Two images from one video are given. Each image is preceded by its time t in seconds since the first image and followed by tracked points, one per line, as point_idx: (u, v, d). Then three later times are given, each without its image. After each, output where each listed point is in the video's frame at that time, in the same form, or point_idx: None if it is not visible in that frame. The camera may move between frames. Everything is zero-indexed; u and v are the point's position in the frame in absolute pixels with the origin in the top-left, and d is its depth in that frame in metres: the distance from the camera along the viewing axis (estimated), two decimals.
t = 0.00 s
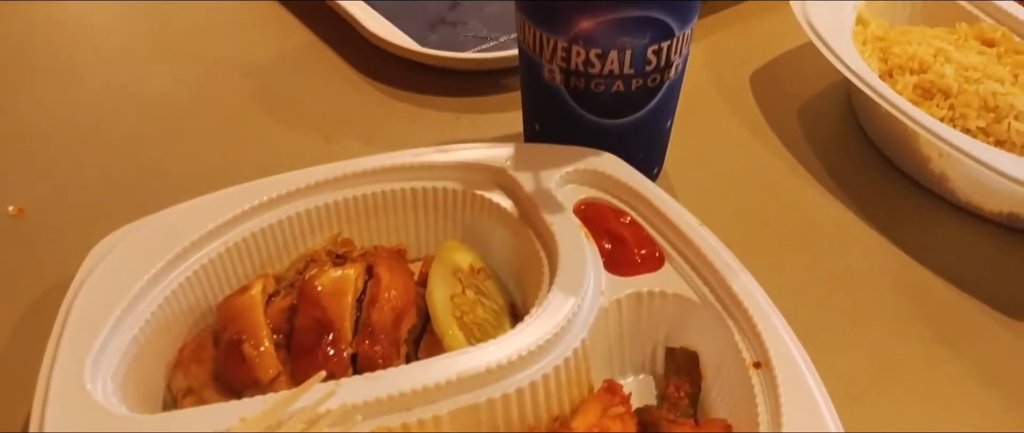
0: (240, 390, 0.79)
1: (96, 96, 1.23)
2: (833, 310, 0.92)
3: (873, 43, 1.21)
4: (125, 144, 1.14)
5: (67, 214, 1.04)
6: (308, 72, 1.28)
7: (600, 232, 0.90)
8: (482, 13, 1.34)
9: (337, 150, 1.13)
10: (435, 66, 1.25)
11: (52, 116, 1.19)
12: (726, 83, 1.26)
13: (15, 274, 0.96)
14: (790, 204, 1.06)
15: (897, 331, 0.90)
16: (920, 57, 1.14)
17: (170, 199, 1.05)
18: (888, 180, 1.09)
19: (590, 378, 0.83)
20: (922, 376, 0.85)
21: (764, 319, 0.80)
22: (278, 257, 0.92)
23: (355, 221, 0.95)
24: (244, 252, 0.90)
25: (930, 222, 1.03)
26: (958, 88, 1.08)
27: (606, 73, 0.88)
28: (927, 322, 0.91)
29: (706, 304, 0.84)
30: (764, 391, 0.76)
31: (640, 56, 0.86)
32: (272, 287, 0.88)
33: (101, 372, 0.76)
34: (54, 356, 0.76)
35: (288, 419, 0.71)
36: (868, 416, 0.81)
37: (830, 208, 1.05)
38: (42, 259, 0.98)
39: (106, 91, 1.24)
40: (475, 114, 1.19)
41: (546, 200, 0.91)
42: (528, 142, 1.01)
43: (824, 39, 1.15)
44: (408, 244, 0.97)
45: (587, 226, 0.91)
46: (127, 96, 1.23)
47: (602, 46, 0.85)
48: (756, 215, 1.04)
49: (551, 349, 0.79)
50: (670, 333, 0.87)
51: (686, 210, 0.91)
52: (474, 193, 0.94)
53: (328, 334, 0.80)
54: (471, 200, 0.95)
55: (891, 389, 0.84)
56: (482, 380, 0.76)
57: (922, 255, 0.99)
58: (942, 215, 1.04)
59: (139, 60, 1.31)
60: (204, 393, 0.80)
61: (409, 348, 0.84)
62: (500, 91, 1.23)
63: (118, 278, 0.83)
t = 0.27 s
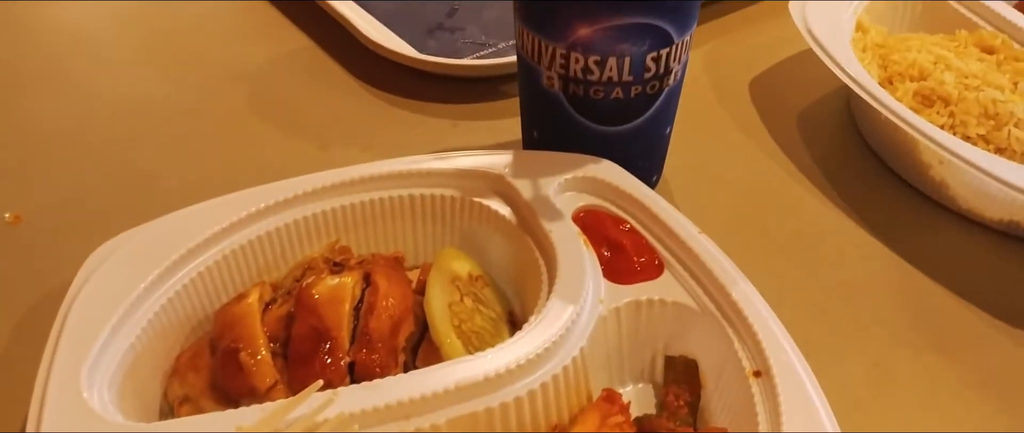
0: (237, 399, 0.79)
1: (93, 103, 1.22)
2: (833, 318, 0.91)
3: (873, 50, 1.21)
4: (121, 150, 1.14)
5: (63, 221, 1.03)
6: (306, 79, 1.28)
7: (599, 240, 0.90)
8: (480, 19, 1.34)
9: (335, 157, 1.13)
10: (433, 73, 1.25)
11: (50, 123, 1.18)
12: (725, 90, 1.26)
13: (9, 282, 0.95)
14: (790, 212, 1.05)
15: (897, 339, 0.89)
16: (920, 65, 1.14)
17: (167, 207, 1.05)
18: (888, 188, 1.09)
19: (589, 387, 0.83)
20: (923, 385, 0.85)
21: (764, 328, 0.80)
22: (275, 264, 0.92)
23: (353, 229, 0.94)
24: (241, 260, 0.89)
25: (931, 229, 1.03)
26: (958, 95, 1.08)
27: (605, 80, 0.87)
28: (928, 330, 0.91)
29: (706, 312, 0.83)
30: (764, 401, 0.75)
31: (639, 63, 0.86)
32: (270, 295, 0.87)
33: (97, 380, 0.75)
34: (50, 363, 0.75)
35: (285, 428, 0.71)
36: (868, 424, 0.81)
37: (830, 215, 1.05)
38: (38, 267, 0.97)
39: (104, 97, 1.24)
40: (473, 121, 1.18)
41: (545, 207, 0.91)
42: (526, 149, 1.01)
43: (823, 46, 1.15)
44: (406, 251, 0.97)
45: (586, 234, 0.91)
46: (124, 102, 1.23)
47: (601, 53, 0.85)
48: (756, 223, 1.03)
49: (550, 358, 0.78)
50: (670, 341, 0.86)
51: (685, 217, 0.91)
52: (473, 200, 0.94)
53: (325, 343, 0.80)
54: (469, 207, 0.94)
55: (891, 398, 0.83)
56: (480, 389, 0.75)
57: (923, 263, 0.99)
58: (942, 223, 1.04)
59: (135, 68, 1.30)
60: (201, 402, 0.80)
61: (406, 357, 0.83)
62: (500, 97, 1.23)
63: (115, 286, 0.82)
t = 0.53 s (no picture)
0: (233, 404, 0.79)
1: (90, 106, 1.22)
2: (832, 323, 0.91)
3: (872, 54, 1.21)
4: (118, 153, 1.14)
5: (59, 225, 1.03)
6: (305, 83, 1.28)
7: (597, 244, 0.90)
8: (478, 22, 1.34)
9: (332, 161, 1.12)
10: (429, 76, 1.25)
11: (48, 127, 1.18)
12: (724, 93, 1.26)
13: (5, 286, 0.95)
14: (788, 216, 1.05)
15: (895, 344, 0.89)
16: (919, 68, 1.14)
17: (164, 210, 1.04)
18: (887, 192, 1.09)
19: (586, 391, 0.82)
20: (920, 389, 0.85)
21: (762, 333, 0.79)
22: (271, 268, 0.92)
23: (350, 233, 0.94)
24: (237, 264, 0.89)
25: (929, 233, 1.03)
26: (957, 99, 1.08)
27: (603, 83, 0.87)
28: (926, 334, 0.90)
29: (704, 317, 0.83)
30: (762, 406, 0.75)
31: (636, 66, 0.86)
32: (266, 299, 0.87)
33: (93, 385, 0.75)
34: (46, 367, 0.75)
35: None
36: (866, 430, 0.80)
37: (829, 219, 1.05)
38: (34, 270, 0.97)
39: (102, 101, 1.24)
40: (471, 125, 1.18)
41: (542, 211, 0.90)
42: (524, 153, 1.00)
43: (822, 50, 1.15)
44: (403, 255, 0.96)
45: (584, 238, 0.91)
46: (122, 106, 1.23)
47: (598, 57, 0.84)
48: (755, 227, 1.03)
49: (547, 362, 0.78)
50: (667, 345, 0.86)
51: (683, 221, 0.91)
52: (469, 204, 0.93)
53: (321, 347, 0.80)
54: (466, 211, 0.94)
55: (889, 402, 0.83)
56: (477, 393, 0.75)
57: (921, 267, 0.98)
58: (941, 228, 1.04)
59: (133, 71, 1.30)
60: (198, 406, 0.80)
61: (403, 361, 0.83)
62: (498, 101, 1.22)
63: (111, 289, 0.82)
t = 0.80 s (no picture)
0: (238, 406, 0.79)
1: (93, 110, 1.23)
2: (833, 326, 0.91)
3: (873, 58, 1.22)
4: (122, 158, 1.14)
5: (63, 228, 1.03)
6: (307, 86, 1.28)
7: (599, 247, 0.90)
8: (480, 26, 1.35)
9: (335, 165, 1.13)
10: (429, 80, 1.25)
11: (51, 130, 1.19)
12: (725, 97, 1.27)
13: (9, 289, 0.95)
14: (790, 219, 1.05)
15: (897, 347, 0.89)
16: (919, 73, 1.14)
17: (167, 214, 1.05)
18: (888, 196, 1.09)
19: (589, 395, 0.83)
20: (921, 392, 0.85)
21: (765, 336, 0.80)
22: (275, 272, 0.92)
23: (354, 236, 0.94)
24: (241, 267, 0.89)
25: (929, 237, 1.03)
26: (957, 103, 1.08)
27: (605, 88, 0.88)
28: (927, 338, 0.91)
29: (707, 320, 0.83)
30: (765, 408, 0.75)
31: (639, 71, 0.86)
32: (270, 303, 0.87)
33: (98, 387, 0.75)
34: (50, 369, 0.75)
35: None
36: None
37: (831, 223, 1.05)
38: (38, 273, 0.97)
39: (105, 104, 1.24)
40: (474, 129, 1.18)
41: (545, 214, 0.91)
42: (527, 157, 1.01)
43: (822, 54, 1.16)
44: (406, 259, 0.97)
45: (587, 241, 0.91)
46: (125, 109, 1.23)
47: (601, 61, 0.85)
48: (757, 231, 1.03)
49: (551, 365, 0.78)
50: (670, 348, 0.86)
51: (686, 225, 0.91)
52: (472, 207, 0.94)
53: (325, 350, 0.80)
54: (469, 215, 0.94)
55: (890, 405, 0.83)
56: (481, 396, 0.75)
57: (921, 271, 0.99)
58: (941, 231, 1.04)
59: (136, 74, 1.30)
60: (202, 410, 0.80)
61: (407, 364, 0.83)
62: (499, 104, 1.23)
63: (116, 292, 0.82)
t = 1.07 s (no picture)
0: (239, 407, 0.79)
1: (94, 110, 1.23)
2: (835, 326, 0.91)
3: (875, 58, 1.21)
4: (123, 158, 1.14)
5: (64, 229, 1.03)
6: (308, 86, 1.28)
7: (601, 247, 0.90)
8: (482, 26, 1.34)
9: (335, 165, 1.12)
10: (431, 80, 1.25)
11: (53, 131, 1.19)
12: (727, 96, 1.26)
13: (10, 290, 0.95)
14: (792, 219, 1.05)
15: (899, 347, 0.89)
16: (922, 72, 1.14)
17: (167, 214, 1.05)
18: (889, 195, 1.09)
19: (591, 395, 0.83)
20: (923, 393, 0.85)
21: (767, 336, 0.79)
22: (277, 272, 0.92)
23: (355, 236, 0.94)
24: (243, 267, 0.89)
25: (932, 236, 1.03)
26: (960, 103, 1.08)
27: (607, 88, 0.88)
28: (929, 338, 0.90)
29: (708, 320, 0.83)
30: (767, 409, 0.75)
31: (640, 70, 0.86)
32: (271, 303, 0.87)
33: (99, 387, 0.75)
34: (51, 369, 0.75)
35: None
36: None
37: (832, 223, 1.05)
38: (39, 274, 0.97)
39: (106, 105, 1.24)
40: (475, 129, 1.18)
41: (547, 214, 0.91)
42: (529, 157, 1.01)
43: (825, 53, 1.15)
44: (408, 259, 0.96)
45: (589, 241, 0.91)
46: (126, 109, 1.23)
47: (603, 61, 0.85)
48: (758, 230, 1.03)
49: (552, 365, 0.78)
50: (672, 348, 0.86)
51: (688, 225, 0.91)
52: (474, 207, 0.94)
53: (327, 350, 0.80)
54: (471, 215, 0.94)
55: (892, 406, 0.83)
56: (482, 396, 0.75)
57: (923, 271, 0.98)
58: (943, 231, 1.04)
59: (137, 75, 1.30)
60: (204, 410, 0.80)
61: (408, 364, 0.83)
62: (501, 104, 1.23)
63: (117, 292, 0.82)
